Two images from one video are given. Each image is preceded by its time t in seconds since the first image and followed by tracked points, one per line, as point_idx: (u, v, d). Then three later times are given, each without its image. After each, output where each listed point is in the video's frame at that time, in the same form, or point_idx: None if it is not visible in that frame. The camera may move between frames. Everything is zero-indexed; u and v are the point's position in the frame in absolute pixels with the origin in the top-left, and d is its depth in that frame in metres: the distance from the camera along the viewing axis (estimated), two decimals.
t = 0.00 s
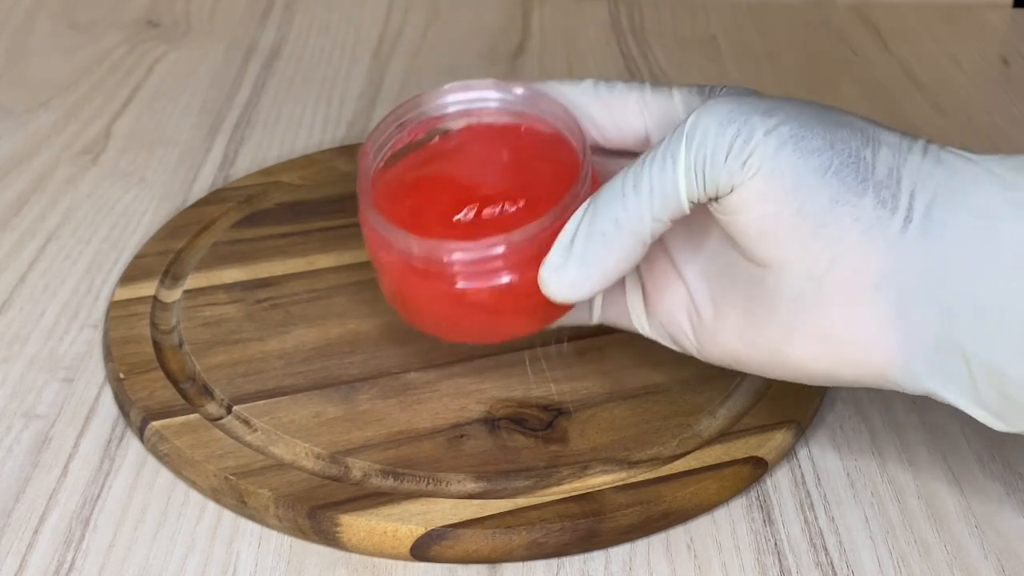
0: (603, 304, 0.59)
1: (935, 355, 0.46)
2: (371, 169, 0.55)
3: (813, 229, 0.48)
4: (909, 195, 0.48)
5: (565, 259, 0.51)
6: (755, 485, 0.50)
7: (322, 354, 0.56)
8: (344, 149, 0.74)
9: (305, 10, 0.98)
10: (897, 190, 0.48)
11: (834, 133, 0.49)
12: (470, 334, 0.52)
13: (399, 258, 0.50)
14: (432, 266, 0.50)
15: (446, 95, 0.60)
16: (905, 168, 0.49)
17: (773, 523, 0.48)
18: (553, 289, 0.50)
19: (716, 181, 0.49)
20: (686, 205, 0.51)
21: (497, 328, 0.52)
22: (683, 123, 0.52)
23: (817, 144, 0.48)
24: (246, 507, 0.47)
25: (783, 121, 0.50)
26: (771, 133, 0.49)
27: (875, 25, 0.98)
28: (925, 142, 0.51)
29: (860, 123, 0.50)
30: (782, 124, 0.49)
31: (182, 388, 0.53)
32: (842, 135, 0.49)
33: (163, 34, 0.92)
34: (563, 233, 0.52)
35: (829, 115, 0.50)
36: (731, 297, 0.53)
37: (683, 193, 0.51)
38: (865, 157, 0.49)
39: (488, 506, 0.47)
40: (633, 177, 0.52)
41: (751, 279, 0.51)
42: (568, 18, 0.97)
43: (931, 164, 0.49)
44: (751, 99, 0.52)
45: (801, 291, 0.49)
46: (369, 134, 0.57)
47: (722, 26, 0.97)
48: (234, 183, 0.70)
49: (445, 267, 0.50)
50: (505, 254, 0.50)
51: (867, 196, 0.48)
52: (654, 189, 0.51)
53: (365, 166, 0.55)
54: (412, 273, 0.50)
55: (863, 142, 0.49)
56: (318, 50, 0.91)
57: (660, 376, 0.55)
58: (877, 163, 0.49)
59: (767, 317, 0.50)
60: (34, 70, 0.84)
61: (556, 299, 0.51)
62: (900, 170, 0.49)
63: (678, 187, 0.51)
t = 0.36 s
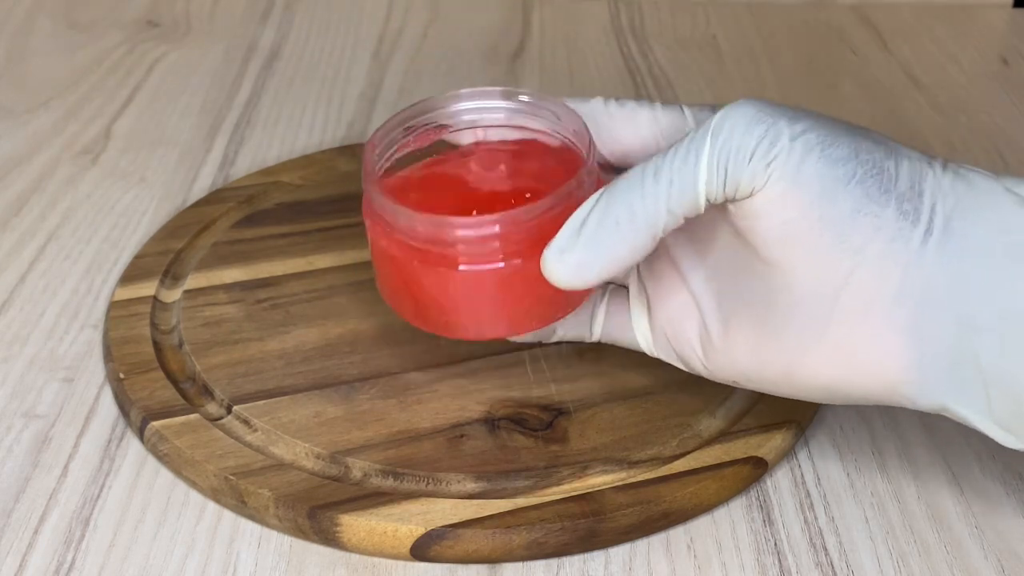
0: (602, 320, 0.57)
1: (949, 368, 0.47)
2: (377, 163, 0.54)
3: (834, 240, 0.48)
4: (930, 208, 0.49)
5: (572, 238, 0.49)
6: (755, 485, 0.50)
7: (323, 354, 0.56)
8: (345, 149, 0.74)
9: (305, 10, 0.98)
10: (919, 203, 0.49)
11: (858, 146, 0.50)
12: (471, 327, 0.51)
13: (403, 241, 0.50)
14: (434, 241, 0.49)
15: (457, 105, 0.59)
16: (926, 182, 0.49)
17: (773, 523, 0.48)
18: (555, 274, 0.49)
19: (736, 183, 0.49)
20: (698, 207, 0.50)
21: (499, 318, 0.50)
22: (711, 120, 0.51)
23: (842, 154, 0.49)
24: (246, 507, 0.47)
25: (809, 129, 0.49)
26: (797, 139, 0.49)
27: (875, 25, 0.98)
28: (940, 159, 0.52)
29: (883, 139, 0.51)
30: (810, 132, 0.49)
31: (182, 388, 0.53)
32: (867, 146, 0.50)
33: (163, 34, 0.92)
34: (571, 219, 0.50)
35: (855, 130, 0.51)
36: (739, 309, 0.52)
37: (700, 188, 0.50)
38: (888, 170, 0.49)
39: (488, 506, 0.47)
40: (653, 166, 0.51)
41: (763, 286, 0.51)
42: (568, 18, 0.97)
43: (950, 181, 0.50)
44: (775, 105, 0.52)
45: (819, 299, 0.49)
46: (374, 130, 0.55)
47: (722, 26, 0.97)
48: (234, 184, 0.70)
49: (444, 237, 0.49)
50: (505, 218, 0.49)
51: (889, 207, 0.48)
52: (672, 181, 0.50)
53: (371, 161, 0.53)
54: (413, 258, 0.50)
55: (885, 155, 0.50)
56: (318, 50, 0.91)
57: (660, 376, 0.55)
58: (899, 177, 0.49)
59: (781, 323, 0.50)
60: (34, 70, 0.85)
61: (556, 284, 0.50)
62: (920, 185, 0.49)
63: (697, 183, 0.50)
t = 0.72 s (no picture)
0: (627, 281, 0.59)
1: (964, 343, 0.47)
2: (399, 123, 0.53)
3: (856, 211, 0.48)
4: (953, 184, 0.48)
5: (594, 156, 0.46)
6: (755, 485, 0.50)
7: (323, 354, 0.56)
8: (345, 149, 0.74)
9: (305, 10, 0.98)
10: (942, 179, 0.48)
11: (889, 120, 0.49)
12: (489, 259, 0.47)
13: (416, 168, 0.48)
14: (451, 157, 0.46)
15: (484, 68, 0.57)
16: (951, 160, 0.49)
17: (773, 523, 0.48)
18: (560, 183, 0.46)
19: (763, 146, 0.49)
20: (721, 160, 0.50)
21: (513, 241, 0.47)
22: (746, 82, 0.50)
23: (871, 127, 0.49)
24: (246, 507, 0.47)
25: (842, 100, 0.49)
26: (828, 110, 0.49)
27: (875, 24, 0.98)
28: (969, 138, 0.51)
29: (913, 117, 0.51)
30: (842, 104, 0.49)
31: (182, 388, 0.53)
32: (895, 121, 0.49)
33: (163, 34, 0.92)
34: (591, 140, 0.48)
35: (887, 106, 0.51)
36: (762, 270, 0.53)
37: (725, 147, 0.49)
38: (915, 146, 0.49)
39: (487, 506, 0.47)
40: (685, 115, 0.50)
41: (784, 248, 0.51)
42: (568, 18, 0.97)
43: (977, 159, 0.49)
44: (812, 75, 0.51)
45: (835, 269, 0.49)
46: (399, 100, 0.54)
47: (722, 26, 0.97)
48: (234, 184, 0.70)
49: (462, 148, 0.46)
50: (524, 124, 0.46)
51: (913, 182, 0.48)
52: (699, 133, 0.49)
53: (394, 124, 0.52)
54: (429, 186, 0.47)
55: (914, 131, 0.50)
56: (318, 49, 0.91)
57: (661, 376, 0.55)
58: (925, 152, 0.49)
59: (805, 287, 0.50)
60: (34, 70, 0.85)
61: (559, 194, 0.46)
62: (947, 163, 0.49)
63: (722, 139, 0.49)
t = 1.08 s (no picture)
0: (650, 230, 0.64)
1: (948, 317, 0.52)
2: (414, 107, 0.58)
3: (837, 203, 0.52)
4: (933, 171, 0.52)
5: (591, 137, 0.49)
6: (755, 485, 0.50)
7: (322, 354, 0.56)
8: (345, 149, 0.74)
9: (306, 10, 0.98)
10: (923, 168, 0.52)
11: (871, 113, 0.52)
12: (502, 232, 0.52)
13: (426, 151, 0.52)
14: (457, 142, 0.50)
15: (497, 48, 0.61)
16: (931, 147, 0.52)
17: (773, 523, 0.48)
18: (560, 165, 0.49)
19: (752, 145, 0.52)
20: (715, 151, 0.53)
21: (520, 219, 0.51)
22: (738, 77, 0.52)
23: (853, 124, 0.52)
24: (246, 507, 0.47)
25: (827, 99, 0.52)
26: (815, 113, 0.51)
27: (875, 25, 0.98)
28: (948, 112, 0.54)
29: (895, 100, 0.53)
30: (827, 103, 0.52)
31: (182, 388, 0.53)
32: (877, 114, 0.52)
33: (163, 35, 0.92)
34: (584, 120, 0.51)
35: (868, 91, 0.53)
36: (767, 239, 0.58)
37: (716, 141, 0.52)
38: (894, 136, 0.52)
39: (487, 506, 0.47)
40: (677, 109, 0.52)
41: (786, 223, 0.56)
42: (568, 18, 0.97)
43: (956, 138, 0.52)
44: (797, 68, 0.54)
45: (829, 253, 0.54)
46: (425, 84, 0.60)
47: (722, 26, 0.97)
48: (234, 184, 0.70)
49: (467, 136, 0.50)
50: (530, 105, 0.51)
51: (894, 174, 0.52)
52: (690, 129, 0.52)
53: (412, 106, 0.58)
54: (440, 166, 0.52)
55: (896, 120, 0.52)
56: (318, 49, 0.91)
57: (661, 375, 0.55)
58: (906, 142, 0.52)
59: (802, 258, 0.55)
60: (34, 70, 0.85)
61: (557, 173, 0.50)
62: (926, 149, 0.52)
63: (714, 136, 0.52)
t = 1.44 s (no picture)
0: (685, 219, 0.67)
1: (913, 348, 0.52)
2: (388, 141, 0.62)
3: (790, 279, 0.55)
4: (866, 240, 0.53)
5: (554, 227, 0.54)
6: (754, 485, 0.51)
7: (323, 354, 0.56)
8: (345, 149, 0.74)
9: (306, 10, 0.98)
10: (856, 238, 0.53)
11: (797, 193, 0.54)
12: (454, 281, 0.58)
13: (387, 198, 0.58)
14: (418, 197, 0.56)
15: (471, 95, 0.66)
16: (861, 218, 0.53)
17: (773, 522, 0.48)
18: (523, 253, 0.55)
19: (700, 232, 0.55)
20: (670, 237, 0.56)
21: (471, 275, 0.57)
22: (673, 177, 0.55)
23: (784, 208, 0.54)
24: (246, 507, 0.47)
25: (753, 188, 0.54)
26: (745, 203, 0.54)
27: (875, 25, 0.98)
28: (882, 165, 0.55)
29: (819, 171, 0.55)
30: (753, 191, 0.54)
31: (182, 388, 0.53)
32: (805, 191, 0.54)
33: (164, 35, 0.92)
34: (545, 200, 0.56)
35: (794, 167, 0.55)
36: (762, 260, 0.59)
37: (666, 229, 0.55)
38: (824, 213, 0.54)
39: (487, 506, 0.47)
40: (620, 209, 0.55)
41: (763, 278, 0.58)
42: (568, 19, 0.98)
43: (885, 198, 0.53)
44: (728, 151, 0.56)
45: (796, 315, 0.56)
46: (401, 114, 0.64)
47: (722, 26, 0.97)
48: (234, 185, 0.70)
49: (434, 195, 0.56)
50: (495, 177, 0.56)
51: (829, 250, 0.54)
52: (640, 225, 0.55)
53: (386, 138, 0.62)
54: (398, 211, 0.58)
55: (824, 196, 0.54)
56: (318, 49, 0.91)
57: (661, 375, 0.55)
58: (836, 217, 0.54)
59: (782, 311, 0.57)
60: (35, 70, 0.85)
61: (520, 257, 0.55)
62: (858, 219, 0.54)
63: (663, 227, 0.55)
